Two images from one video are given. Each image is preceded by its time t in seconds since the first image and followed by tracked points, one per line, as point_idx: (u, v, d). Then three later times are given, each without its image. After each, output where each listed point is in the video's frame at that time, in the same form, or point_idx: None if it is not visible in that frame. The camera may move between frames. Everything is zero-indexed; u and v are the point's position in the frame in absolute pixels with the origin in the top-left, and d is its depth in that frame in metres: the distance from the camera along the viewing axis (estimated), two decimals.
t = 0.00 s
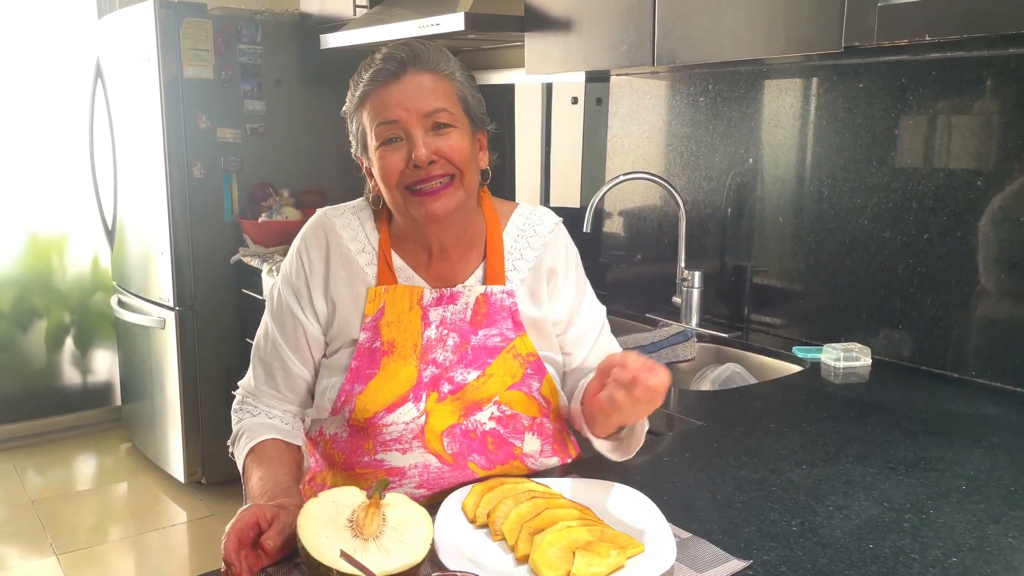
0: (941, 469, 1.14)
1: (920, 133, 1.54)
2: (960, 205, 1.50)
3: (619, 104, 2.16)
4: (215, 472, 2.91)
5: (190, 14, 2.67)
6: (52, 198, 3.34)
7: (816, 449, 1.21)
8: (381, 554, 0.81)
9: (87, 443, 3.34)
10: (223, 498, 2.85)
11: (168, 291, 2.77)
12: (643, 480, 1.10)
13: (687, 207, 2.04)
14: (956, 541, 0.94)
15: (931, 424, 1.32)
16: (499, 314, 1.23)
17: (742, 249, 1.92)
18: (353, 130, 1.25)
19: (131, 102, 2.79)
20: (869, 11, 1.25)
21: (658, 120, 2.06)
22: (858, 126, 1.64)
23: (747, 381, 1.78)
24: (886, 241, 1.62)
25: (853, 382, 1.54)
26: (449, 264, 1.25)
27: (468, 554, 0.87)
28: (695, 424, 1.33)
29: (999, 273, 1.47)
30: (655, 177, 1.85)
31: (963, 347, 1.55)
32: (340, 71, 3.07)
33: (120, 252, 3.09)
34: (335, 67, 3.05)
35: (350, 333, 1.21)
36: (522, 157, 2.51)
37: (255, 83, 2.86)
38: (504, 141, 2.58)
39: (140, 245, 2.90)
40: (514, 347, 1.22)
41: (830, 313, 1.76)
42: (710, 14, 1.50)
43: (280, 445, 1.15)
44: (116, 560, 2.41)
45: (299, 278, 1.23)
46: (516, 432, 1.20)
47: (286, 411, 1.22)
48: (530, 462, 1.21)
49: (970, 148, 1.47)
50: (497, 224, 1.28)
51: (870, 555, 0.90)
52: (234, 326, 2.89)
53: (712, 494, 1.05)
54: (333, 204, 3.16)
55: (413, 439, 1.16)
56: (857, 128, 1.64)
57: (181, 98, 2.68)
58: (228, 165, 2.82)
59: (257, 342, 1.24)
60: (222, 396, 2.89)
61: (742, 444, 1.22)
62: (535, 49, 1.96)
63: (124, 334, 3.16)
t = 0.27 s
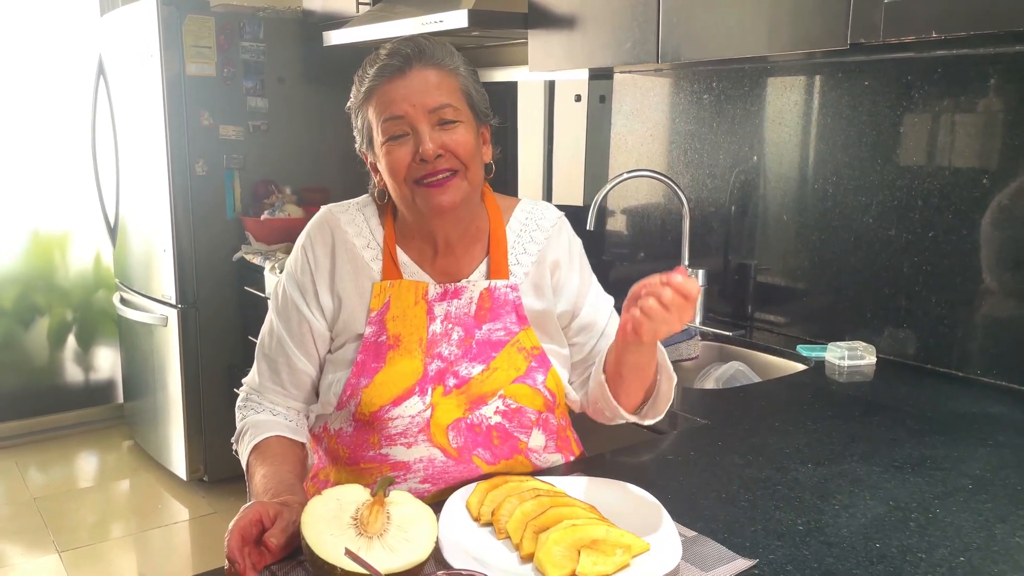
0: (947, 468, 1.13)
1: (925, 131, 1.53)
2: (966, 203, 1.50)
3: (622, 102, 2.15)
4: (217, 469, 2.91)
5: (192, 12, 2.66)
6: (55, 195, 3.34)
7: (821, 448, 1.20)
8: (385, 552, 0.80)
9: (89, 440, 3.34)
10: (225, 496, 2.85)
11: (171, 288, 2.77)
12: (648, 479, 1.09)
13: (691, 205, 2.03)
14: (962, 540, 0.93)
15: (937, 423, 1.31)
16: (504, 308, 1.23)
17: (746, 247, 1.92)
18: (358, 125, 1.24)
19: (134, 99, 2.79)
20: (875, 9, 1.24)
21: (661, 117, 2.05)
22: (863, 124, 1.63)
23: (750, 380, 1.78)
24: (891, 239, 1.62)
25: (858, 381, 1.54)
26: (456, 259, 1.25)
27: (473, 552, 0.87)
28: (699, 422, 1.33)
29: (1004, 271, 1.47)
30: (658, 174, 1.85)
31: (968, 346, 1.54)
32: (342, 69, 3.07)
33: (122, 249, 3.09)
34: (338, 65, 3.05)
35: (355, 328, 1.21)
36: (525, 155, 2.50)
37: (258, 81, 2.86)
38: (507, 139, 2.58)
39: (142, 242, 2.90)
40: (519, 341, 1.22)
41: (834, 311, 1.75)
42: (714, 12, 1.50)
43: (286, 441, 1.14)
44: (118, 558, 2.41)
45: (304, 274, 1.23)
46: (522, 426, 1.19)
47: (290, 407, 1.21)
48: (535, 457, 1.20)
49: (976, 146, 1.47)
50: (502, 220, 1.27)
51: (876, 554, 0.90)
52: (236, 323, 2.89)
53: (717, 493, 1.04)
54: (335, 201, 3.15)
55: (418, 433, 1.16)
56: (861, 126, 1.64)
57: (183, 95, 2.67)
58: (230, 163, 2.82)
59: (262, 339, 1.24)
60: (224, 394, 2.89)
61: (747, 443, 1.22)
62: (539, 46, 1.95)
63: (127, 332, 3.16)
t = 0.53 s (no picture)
0: (952, 468, 1.13)
1: (931, 129, 1.53)
2: (972, 201, 1.49)
3: (626, 100, 2.15)
4: (219, 467, 2.91)
5: (195, 9, 2.66)
6: (57, 193, 3.34)
7: (827, 447, 1.20)
8: (390, 550, 0.80)
9: (91, 438, 3.34)
10: (228, 493, 2.85)
11: (173, 286, 2.77)
12: (652, 477, 1.09)
13: (695, 203, 2.03)
14: (969, 540, 0.93)
15: (942, 423, 1.31)
16: (506, 303, 1.22)
17: (750, 246, 1.91)
18: (364, 119, 1.24)
19: (136, 97, 2.79)
20: (881, 7, 1.24)
21: (665, 115, 2.05)
22: (868, 122, 1.63)
23: (755, 378, 1.78)
24: (896, 238, 1.61)
25: (862, 380, 1.53)
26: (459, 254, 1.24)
27: (478, 551, 0.87)
28: (704, 421, 1.32)
29: (1009, 270, 1.46)
30: (662, 172, 1.84)
31: (973, 345, 1.54)
32: (345, 66, 3.06)
33: (125, 247, 3.09)
34: (341, 62, 3.05)
35: (358, 323, 1.21)
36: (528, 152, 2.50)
37: (261, 78, 2.85)
38: (510, 137, 2.57)
39: (145, 240, 2.90)
40: (521, 336, 1.21)
41: (838, 310, 1.75)
42: (719, 10, 1.49)
43: (288, 437, 1.14)
44: (120, 556, 2.41)
45: (308, 268, 1.23)
46: (524, 421, 1.19)
47: (294, 403, 1.20)
48: (537, 453, 1.20)
49: (982, 144, 1.46)
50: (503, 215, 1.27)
51: (883, 554, 0.89)
52: (239, 321, 2.89)
53: (722, 492, 1.04)
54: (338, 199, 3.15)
55: (421, 427, 1.16)
56: (866, 124, 1.63)
57: (186, 93, 2.67)
58: (233, 160, 2.81)
59: (266, 334, 1.23)
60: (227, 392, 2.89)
61: (752, 442, 1.21)
62: (542, 44, 1.95)
63: (129, 329, 3.16)
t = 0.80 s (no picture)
0: (962, 467, 1.12)
1: (939, 126, 1.52)
2: (980, 199, 1.48)
3: (631, 97, 2.14)
4: (223, 464, 2.90)
5: (198, 5, 2.66)
6: (60, 189, 3.34)
7: (835, 446, 1.19)
8: (398, 548, 0.80)
9: (94, 434, 3.34)
10: (231, 490, 2.85)
11: (177, 282, 2.76)
12: (660, 475, 1.08)
13: (700, 201, 2.02)
14: (980, 539, 0.93)
15: (951, 422, 1.30)
16: (513, 299, 1.21)
17: (756, 244, 1.91)
18: (371, 111, 1.23)
19: (140, 93, 2.78)
20: (890, 4, 1.23)
21: (671, 113, 2.04)
22: (876, 119, 1.62)
23: (761, 376, 1.77)
24: (904, 236, 1.60)
25: (870, 379, 1.53)
26: (464, 250, 1.24)
27: (485, 549, 0.86)
28: (711, 419, 1.32)
29: (1018, 268, 1.45)
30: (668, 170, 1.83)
31: (981, 344, 1.53)
32: (348, 63, 3.06)
33: (128, 244, 3.09)
34: (345, 59, 3.04)
35: (363, 319, 1.20)
36: (532, 149, 2.49)
37: (264, 75, 2.85)
38: (515, 134, 2.56)
39: (149, 237, 2.89)
40: (528, 332, 1.20)
41: (845, 308, 1.74)
42: (725, 7, 1.48)
43: (293, 434, 1.14)
44: (124, 552, 2.41)
45: (312, 264, 1.22)
46: (531, 417, 1.18)
47: (298, 399, 1.20)
48: (544, 450, 1.19)
49: (991, 142, 1.45)
50: (509, 210, 1.27)
51: (893, 554, 0.89)
52: (242, 318, 2.88)
53: (731, 490, 1.03)
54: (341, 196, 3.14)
55: (428, 424, 1.15)
56: (874, 121, 1.62)
57: (189, 90, 2.67)
58: (236, 157, 2.81)
59: (270, 331, 1.23)
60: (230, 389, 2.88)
61: (759, 440, 1.21)
62: (548, 40, 1.94)
63: (132, 326, 3.16)
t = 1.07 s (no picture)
0: (967, 466, 1.12)
1: (945, 125, 1.52)
2: (986, 197, 1.48)
3: (635, 95, 2.14)
4: (225, 462, 2.91)
5: (201, 3, 2.66)
6: (63, 187, 3.34)
7: (840, 445, 1.19)
8: (404, 546, 0.80)
9: (97, 432, 3.34)
10: (234, 488, 2.85)
11: (180, 280, 2.76)
12: (665, 474, 1.08)
13: (704, 199, 2.01)
14: (986, 538, 0.92)
15: (956, 420, 1.30)
16: (516, 300, 1.22)
17: (760, 242, 1.90)
18: (374, 108, 1.23)
19: (143, 91, 2.78)
20: (895, 2, 1.23)
21: (674, 111, 2.03)
22: (881, 117, 1.61)
23: (765, 375, 1.76)
24: (908, 234, 1.60)
25: (874, 378, 1.52)
26: (466, 249, 1.24)
27: (490, 547, 0.86)
28: (715, 418, 1.31)
29: None
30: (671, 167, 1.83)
31: (986, 342, 1.52)
32: (351, 60, 3.05)
33: (131, 242, 3.09)
34: (347, 57, 3.03)
35: (366, 320, 1.20)
36: (535, 147, 2.49)
37: (267, 73, 2.85)
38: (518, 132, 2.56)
39: (152, 235, 2.89)
40: (532, 334, 1.21)
41: (849, 307, 1.74)
42: (730, 5, 1.48)
43: (298, 434, 1.14)
44: (127, 550, 2.41)
45: (315, 264, 1.22)
46: (535, 419, 1.18)
47: (301, 399, 1.20)
48: (548, 451, 1.19)
49: (997, 140, 1.45)
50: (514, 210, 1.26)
51: (899, 553, 0.89)
52: (245, 316, 2.88)
53: (735, 489, 1.03)
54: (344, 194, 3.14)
55: (430, 426, 1.15)
56: (879, 120, 1.62)
57: (192, 87, 2.66)
58: (239, 155, 2.81)
59: (273, 331, 1.23)
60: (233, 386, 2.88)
61: (764, 439, 1.21)
62: (552, 38, 1.94)
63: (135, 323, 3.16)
